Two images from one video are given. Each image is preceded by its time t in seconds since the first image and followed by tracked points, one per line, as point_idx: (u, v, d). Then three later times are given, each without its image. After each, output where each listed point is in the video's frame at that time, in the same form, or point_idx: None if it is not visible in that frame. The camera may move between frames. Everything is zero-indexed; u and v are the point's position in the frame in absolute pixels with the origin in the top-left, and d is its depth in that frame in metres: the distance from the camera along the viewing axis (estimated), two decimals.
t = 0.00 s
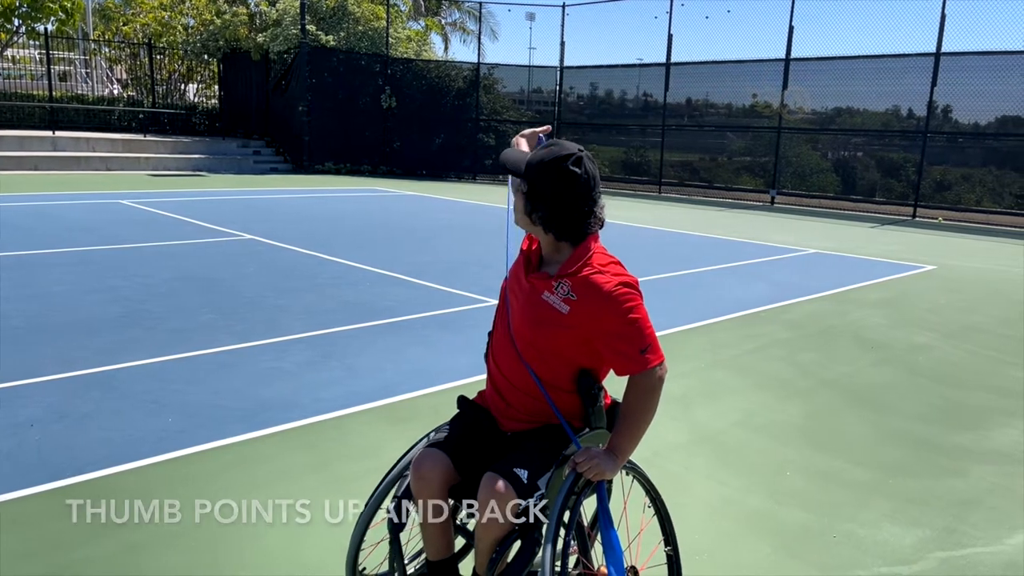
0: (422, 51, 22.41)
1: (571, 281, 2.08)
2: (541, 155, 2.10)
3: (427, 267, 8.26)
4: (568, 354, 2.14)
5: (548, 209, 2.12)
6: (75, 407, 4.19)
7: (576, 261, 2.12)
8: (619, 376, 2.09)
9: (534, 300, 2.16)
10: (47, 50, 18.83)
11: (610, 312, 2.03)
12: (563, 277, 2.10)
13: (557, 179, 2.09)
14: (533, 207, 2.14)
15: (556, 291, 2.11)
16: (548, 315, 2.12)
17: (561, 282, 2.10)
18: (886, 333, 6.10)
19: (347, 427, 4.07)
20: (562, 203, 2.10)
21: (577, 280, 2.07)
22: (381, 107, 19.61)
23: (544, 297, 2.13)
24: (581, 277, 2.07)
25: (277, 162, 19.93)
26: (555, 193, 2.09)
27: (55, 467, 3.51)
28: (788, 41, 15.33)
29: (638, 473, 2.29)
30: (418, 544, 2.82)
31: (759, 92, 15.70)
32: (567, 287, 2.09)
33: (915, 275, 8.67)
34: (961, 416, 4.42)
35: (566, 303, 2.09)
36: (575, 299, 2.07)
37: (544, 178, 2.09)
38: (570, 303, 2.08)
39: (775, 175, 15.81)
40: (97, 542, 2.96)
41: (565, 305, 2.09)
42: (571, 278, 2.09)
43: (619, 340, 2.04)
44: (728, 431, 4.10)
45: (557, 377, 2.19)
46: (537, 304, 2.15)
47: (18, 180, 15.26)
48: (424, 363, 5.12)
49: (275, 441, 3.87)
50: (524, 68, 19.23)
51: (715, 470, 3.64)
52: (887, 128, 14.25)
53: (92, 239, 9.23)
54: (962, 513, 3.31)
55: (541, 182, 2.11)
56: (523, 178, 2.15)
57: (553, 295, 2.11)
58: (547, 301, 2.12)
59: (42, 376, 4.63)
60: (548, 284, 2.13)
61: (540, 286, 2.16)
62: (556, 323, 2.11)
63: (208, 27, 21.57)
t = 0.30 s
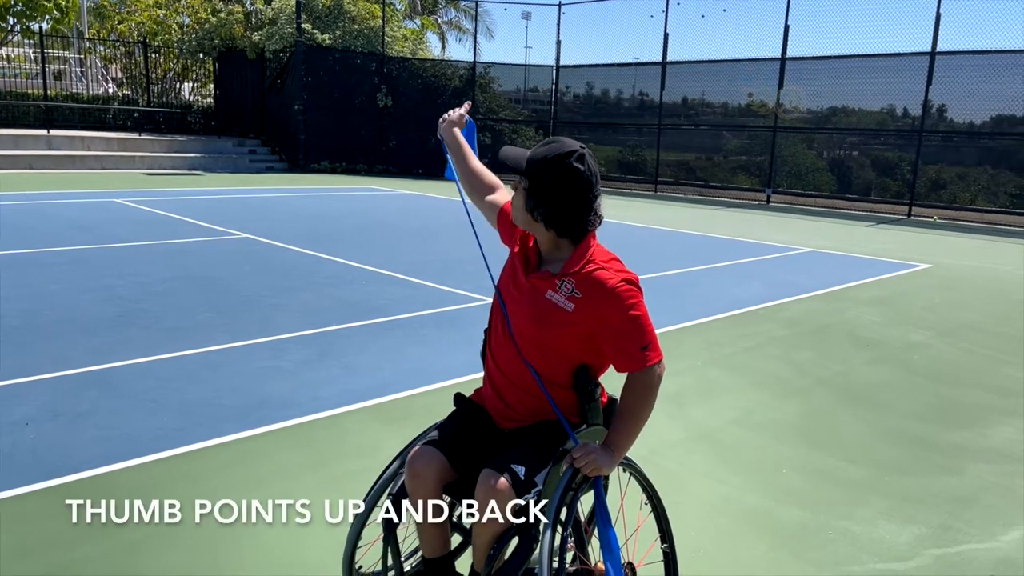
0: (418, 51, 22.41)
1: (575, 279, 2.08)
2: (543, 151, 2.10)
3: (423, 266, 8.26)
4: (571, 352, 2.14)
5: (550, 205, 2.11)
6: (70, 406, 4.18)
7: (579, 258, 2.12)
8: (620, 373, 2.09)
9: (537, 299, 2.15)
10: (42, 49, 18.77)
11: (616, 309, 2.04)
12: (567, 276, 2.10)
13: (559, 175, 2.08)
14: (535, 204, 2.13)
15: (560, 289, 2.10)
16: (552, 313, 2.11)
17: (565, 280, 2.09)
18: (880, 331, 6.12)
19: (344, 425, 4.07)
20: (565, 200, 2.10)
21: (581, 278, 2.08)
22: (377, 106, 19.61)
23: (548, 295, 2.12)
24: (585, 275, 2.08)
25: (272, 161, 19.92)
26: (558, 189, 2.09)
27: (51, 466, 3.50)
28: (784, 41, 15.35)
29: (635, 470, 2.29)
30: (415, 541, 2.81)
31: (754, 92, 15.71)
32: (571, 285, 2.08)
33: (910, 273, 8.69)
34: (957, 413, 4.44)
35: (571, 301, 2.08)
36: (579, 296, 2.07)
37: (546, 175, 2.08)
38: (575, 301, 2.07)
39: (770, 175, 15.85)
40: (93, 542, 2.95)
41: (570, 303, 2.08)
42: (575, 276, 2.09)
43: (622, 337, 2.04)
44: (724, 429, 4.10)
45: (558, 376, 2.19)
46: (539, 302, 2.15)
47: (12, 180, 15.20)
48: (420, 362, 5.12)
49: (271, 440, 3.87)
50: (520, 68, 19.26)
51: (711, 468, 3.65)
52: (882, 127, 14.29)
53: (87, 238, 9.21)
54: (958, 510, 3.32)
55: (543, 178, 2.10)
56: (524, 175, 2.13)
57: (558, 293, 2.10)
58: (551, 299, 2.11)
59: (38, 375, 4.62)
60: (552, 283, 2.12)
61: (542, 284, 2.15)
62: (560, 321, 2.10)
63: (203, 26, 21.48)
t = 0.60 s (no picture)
0: (413, 49, 22.40)
1: (577, 275, 2.09)
2: (547, 146, 2.10)
3: (418, 265, 8.26)
4: (571, 347, 2.14)
5: (552, 201, 2.12)
6: (65, 404, 4.17)
7: (579, 253, 2.13)
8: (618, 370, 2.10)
9: (537, 295, 2.15)
10: (36, 47, 18.72)
11: (618, 303, 2.05)
12: (569, 272, 2.11)
13: (562, 170, 2.09)
14: (538, 198, 2.13)
15: (561, 285, 2.11)
16: (553, 309, 2.12)
17: (566, 276, 2.10)
18: (875, 329, 6.14)
19: (339, 423, 4.06)
20: (567, 195, 2.11)
21: (583, 273, 2.08)
22: (373, 104, 19.59)
23: (550, 292, 2.12)
24: (587, 271, 2.08)
25: (267, 160, 19.89)
26: (561, 184, 2.09)
27: (45, 465, 3.49)
28: (778, 40, 15.37)
29: (630, 466, 2.29)
30: (411, 539, 2.81)
31: (749, 91, 15.73)
32: (573, 281, 2.09)
33: (904, 272, 8.72)
34: (951, 410, 4.45)
35: (573, 297, 2.09)
36: (581, 292, 2.07)
37: (550, 170, 2.09)
38: (577, 298, 2.08)
39: (765, 174, 15.85)
40: (89, 540, 2.94)
41: (572, 299, 2.09)
42: (577, 273, 2.09)
43: (621, 333, 2.05)
44: (719, 426, 4.11)
45: (556, 373, 2.20)
46: (541, 299, 2.15)
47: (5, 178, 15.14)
48: (415, 360, 5.12)
49: (266, 438, 3.86)
50: (515, 66, 19.25)
51: (706, 465, 3.65)
52: (876, 127, 14.33)
53: (81, 236, 9.19)
54: (952, 506, 3.33)
55: (545, 174, 2.10)
56: (526, 170, 2.13)
57: (559, 289, 2.11)
58: (553, 295, 2.12)
59: (32, 373, 4.62)
60: (553, 279, 2.13)
61: (543, 280, 2.15)
62: (562, 317, 2.10)
63: (198, 24, 21.41)
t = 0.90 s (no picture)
0: (406, 48, 22.40)
1: (574, 272, 2.11)
2: (546, 142, 2.12)
3: (412, 263, 8.24)
4: (568, 344, 2.15)
5: (555, 197, 2.14)
6: (56, 402, 4.15)
7: (576, 249, 2.16)
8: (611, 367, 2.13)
9: (533, 293, 2.16)
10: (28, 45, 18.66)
11: (617, 299, 2.08)
12: (566, 268, 2.13)
13: (563, 165, 2.12)
14: (541, 195, 2.14)
15: (559, 282, 2.12)
16: (552, 306, 2.12)
17: (564, 273, 2.12)
18: (868, 327, 6.15)
19: (333, 421, 4.06)
20: (569, 189, 2.14)
21: (581, 270, 2.11)
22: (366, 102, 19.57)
23: (547, 289, 2.14)
24: (584, 267, 2.11)
25: (260, 158, 19.85)
26: (564, 178, 2.12)
27: (37, 463, 3.47)
28: (771, 39, 15.41)
29: (620, 462, 2.30)
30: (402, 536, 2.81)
31: (742, 90, 15.75)
32: (571, 278, 2.11)
33: (897, 270, 8.75)
34: (943, 407, 4.47)
35: (571, 293, 2.10)
36: (580, 289, 2.10)
37: (554, 165, 2.11)
38: (575, 294, 2.10)
39: (758, 172, 15.88)
40: (82, 538, 2.93)
41: (570, 295, 2.10)
42: (573, 269, 2.12)
43: (616, 330, 2.08)
44: (712, 423, 4.12)
45: (550, 370, 2.20)
46: (537, 296, 2.15)
47: None
48: (409, 358, 5.11)
49: (260, 435, 3.85)
50: (509, 65, 19.23)
51: (699, 462, 3.66)
52: (868, 126, 14.38)
53: (72, 234, 9.16)
54: (943, 502, 3.34)
55: (547, 167, 2.12)
56: (526, 168, 2.14)
57: (557, 286, 2.12)
58: (550, 292, 2.13)
59: (24, 371, 4.60)
60: (550, 276, 2.14)
61: (540, 278, 2.16)
62: (559, 313, 2.12)
63: (190, 22, 21.33)
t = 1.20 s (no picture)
0: (400, 45, 22.36)
1: (569, 267, 2.13)
2: (544, 139, 2.14)
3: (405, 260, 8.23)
4: (563, 341, 2.16)
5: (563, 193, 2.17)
6: (47, 399, 4.13)
7: (569, 246, 2.18)
8: (602, 363, 2.15)
9: (528, 292, 2.16)
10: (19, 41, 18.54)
11: (613, 293, 2.10)
12: (561, 265, 2.15)
13: (563, 159, 2.15)
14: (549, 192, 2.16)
15: (554, 278, 2.14)
16: (547, 303, 2.13)
17: (559, 270, 2.14)
18: (860, 323, 6.17)
19: (326, 417, 4.05)
20: (570, 182, 2.18)
21: (576, 266, 2.13)
22: (360, 100, 19.52)
23: (542, 286, 2.14)
24: (579, 263, 2.14)
25: (253, 155, 19.79)
26: (566, 172, 2.16)
27: (28, 460, 3.45)
28: (765, 36, 15.41)
29: (610, 458, 2.29)
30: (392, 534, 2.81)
31: (736, 88, 15.76)
32: (566, 273, 2.13)
33: (889, 267, 8.78)
34: (934, 402, 4.49)
35: (566, 289, 2.12)
36: (575, 284, 2.12)
37: (556, 160, 2.14)
38: (571, 289, 2.12)
39: (751, 170, 15.89)
40: (74, 536, 2.92)
41: (566, 290, 2.12)
42: (567, 265, 2.14)
43: (611, 327, 2.11)
44: (705, 419, 4.13)
45: (543, 369, 2.20)
46: (531, 294, 2.15)
47: None
48: (402, 355, 5.12)
49: (253, 432, 3.84)
50: (502, 62, 19.18)
51: (692, 458, 3.66)
52: (862, 123, 14.40)
53: (63, 231, 9.12)
54: (935, 497, 3.36)
55: (550, 166, 2.14)
56: (532, 168, 2.13)
57: (552, 282, 2.13)
58: (546, 289, 2.14)
59: (15, 368, 4.56)
60: (545, 273, 2.15)
61: (533, 276, 2.16)
62: (555, 310, 2.12)
63: (182, 18, 21.19)
